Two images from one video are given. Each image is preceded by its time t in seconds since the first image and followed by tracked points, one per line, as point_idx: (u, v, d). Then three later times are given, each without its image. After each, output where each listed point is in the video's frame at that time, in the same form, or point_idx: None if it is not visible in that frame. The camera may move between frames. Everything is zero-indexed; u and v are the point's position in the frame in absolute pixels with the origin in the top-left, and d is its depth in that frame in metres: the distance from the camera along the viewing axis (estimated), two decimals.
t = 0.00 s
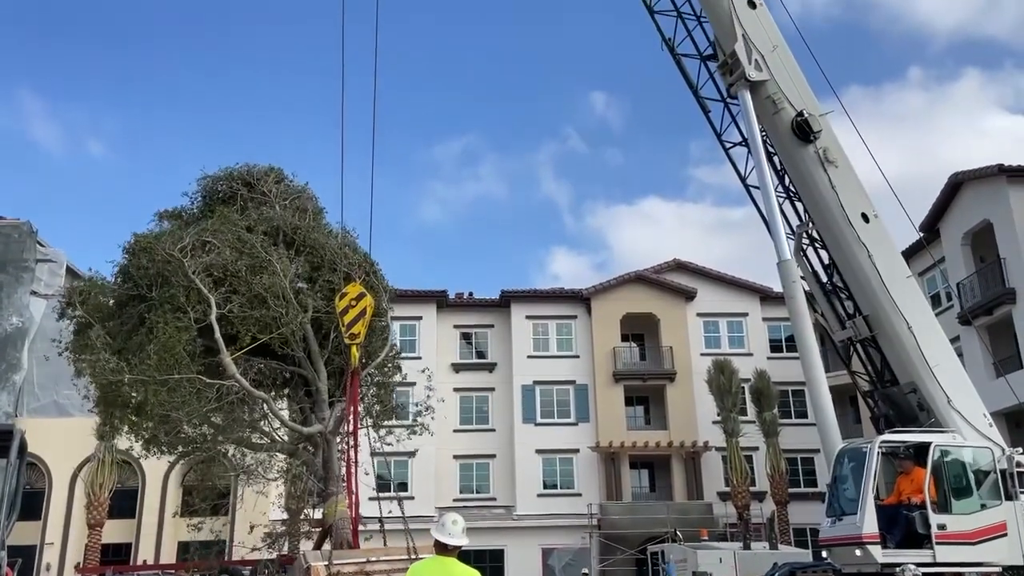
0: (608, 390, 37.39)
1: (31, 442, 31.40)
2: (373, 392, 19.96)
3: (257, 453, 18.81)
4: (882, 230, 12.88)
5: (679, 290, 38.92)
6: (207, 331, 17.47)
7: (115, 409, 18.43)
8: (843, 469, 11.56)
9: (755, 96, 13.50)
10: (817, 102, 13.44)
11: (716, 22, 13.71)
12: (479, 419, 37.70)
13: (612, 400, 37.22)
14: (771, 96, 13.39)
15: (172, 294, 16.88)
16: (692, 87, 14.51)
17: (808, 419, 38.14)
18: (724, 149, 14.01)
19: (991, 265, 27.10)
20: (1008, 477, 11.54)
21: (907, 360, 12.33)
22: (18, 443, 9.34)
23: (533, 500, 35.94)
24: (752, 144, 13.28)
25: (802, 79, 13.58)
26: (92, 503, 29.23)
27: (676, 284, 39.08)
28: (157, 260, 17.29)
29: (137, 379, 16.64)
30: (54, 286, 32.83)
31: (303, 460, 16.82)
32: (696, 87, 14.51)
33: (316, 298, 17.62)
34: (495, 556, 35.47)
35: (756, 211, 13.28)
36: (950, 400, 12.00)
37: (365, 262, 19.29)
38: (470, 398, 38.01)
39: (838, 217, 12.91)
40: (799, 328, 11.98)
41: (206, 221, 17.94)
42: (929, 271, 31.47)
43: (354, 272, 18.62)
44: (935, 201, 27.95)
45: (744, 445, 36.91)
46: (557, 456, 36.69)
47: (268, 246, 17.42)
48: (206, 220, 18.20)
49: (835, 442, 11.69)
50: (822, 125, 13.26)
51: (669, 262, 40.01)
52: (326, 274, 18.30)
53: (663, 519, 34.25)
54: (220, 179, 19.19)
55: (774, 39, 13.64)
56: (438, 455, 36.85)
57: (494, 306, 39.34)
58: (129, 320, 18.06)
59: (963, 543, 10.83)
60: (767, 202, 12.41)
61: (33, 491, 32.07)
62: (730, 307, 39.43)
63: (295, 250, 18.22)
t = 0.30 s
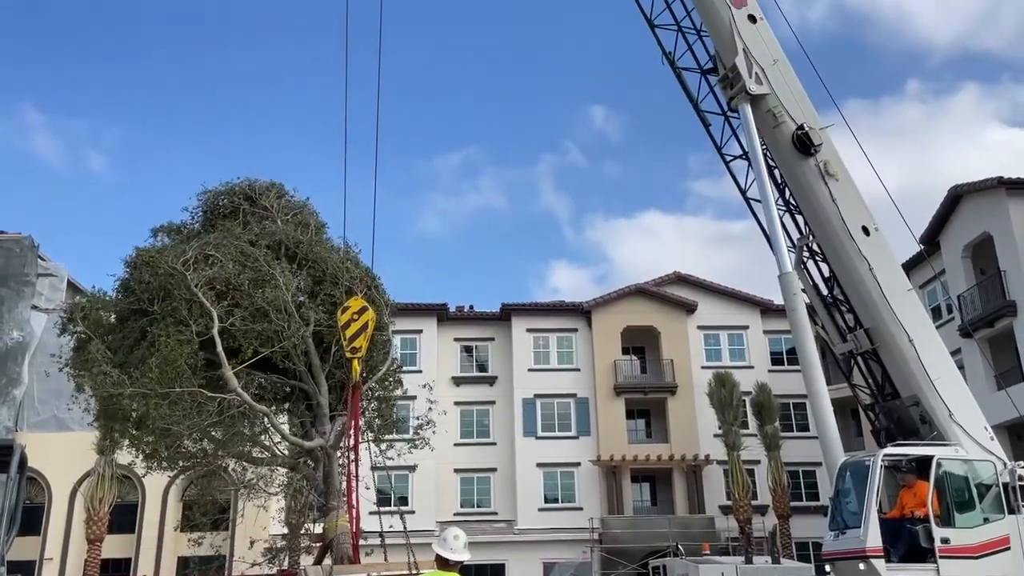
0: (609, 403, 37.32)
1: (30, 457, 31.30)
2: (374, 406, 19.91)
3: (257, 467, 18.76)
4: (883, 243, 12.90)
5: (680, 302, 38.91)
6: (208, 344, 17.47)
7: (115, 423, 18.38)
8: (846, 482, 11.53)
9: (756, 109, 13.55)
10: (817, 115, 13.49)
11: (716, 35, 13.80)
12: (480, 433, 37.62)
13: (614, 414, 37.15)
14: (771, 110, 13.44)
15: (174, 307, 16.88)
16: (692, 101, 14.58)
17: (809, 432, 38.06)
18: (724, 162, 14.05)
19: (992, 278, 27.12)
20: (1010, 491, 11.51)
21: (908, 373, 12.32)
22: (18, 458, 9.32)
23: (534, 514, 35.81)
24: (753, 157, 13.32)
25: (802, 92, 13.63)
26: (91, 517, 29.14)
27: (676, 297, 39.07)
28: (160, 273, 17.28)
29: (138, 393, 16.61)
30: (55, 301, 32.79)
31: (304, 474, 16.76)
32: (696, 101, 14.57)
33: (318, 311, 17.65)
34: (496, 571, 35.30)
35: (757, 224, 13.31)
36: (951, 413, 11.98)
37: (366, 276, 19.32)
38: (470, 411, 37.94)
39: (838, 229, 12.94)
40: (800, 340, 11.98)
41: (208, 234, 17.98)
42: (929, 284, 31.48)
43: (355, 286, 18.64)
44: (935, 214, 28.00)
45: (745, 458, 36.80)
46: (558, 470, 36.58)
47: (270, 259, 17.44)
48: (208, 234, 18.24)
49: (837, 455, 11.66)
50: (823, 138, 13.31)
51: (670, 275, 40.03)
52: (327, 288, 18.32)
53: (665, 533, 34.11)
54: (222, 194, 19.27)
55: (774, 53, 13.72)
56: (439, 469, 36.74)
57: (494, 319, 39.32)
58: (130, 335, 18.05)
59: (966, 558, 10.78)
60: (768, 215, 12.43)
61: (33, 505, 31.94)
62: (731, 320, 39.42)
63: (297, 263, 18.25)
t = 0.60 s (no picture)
0: (610, 418, 37.24)
1: (30, 474, 31.22)
2: (373, 423, 19.88)
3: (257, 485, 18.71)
4: (882, 258, 12.92)
5: (681, 316, 38.90)
6: (208, 362, 17.51)
7: (115, 442, 18.33)
8: (849, 498, 11.49)
9: (755, 124, 13.60)
10: (816, 130, 13.54)
11: (715, 51, 13.88)
12: (480, 448, 37.51)
13: (615, 428, 37.06)
14: (770, 124, 13.49)
15: (173, 327, 16.95)
16: (691, 116, 14.64)
17: (811, 446, 37.96)
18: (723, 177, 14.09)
19: (992, 291, 27.12)
20: (1012, 505, 11.52)
21: (909, 387, 12.30)
22: (18, 475, 9.31)
23: (536, 530, 35.66)
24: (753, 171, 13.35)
25: (801, 108, 13.70)
26: (91, 534, 29.07)
27: (677, 311, 39.08)
28: (159, 294, 17.37)
29: (137, 412, 16.63)
30: (56, 317, 32.77)
31: (303, 492, 16.68)
32: (694, 116, 14.64)
33: (316, 328, 17.69)
34: None
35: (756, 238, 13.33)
36: (952, 428, 11.96)
37: (365, 293, 19.36)
38: (471, 426, 37.86)
39: (838, 244, 12.96)
40: (801, 354, 11.95)
41: (208, 255, 18.10)
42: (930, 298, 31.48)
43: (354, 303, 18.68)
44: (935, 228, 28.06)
45: (747, 473, 36.68)
46: (559, 485, 36.45)
47: (268, 277, 17.52)
48: (208, 255, 18.34)
49: (839, 470, 11.60)
50: (821, 153, 13.36)
51: (670, 289, 40.05)
52: (326, 305, 18.38)
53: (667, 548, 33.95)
54: (222, 217, 19.40)
55: (774, 69, 13.79)
56: (440, 484, 36.62)
57: (495, 334, 39.32)
58: (131, 355, 18.10)
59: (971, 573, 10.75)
60: (767, 230, 12.44)
61: (33, 522, 31.83)
62: (731, 334, 39.40)
63: (296, 282, 18.32)
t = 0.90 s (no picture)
0: (612, 434, 37.13)
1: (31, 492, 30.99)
2: (372, 441, 19.82)
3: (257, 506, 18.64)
4: (883, 274, 12.92)
5: (682, 332, 38.86)
6: (206, 383, 17.55)
7: (114, 466, 18.30)
8: (852, 514, 11.41)
9: (754, 140, 13.64)
10: (815, 147, 13.58)
11: (714, 67, 13.96)
12: (481, 465, 37.37)
13: (616, 445, 36.94)
14: (769, 141, 13.53)
15: (172, 348, 17.00)
16: (691, 133, 14.69)
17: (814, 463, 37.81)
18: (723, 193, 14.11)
19: (993, 307, 27.09)
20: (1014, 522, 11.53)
21: (910, 404, 12.27)
22: (18, 493, 9.29)
23: (538, 548, 35.45)
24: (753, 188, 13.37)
25: (800, 124, 13.75)
26: (90, 552, 28.93)
27: (678, 327, 39.04)
28: (158, 316, 17.41)
29: (136, 434, 16.63)
30: (57, 334, 32.76)
31: (302, 513, 16.59)
32: (694, 133, 14.69)
33: (314, 348, 17.73)
34: None
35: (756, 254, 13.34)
36: (954, 444, 11.92)
37: (362, 314, 19.39)
38: (472, 443, 37.73)
39: (838, 260, 12.96)
40: (802, 370, 11.92)
41: (206, 278, 18.23)
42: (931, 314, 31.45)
43: (352, 324, 18.70)
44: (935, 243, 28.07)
45: (750, 489, 36.53)
46: (561, 502, 36.29)
47: (267, 298, 17.57)
48: (206, 278, 18.41)
49: (841, 486, 11.56)
50: (821, 170, 13.39)
51: (672, 305, 40.02)
52: (324, 326, 18.42)
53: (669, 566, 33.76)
54: (221, 242, 19.55)
55: (773, 86, 13.84)
56: (441, 502, 36.45)
57: (496, 350, 39.28)
58: (130, 380, 18.12)
59: None
60: (767, 246, 12.44)
61: (32, 541, 31.62)
62: (733, 350, 39.34)
63: (294, 303, 18.38)
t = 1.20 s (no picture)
0: (613, 452, 36.96)
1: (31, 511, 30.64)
2: (370, 462, 19.73)
3: (256, 530, 18.54)
4: (883, 291, 12.89)
5: (683, 349, 38.78)
6: (203, 407, 17.68)
7: (113, 491, 18.30)
8: (856, 533, 11.31)
9: (755, 157, 13.66)
10: (815, 164, 13.60)
11: (715, 85, 13.99)
12: (483, 484, 37.18)
13: (618, 463, 36.77)
14: (770, 158, 13.54)
15: (169, 373, 17.19)
16: (690, 150, 14.73)
17: (817, 481, 37.60)
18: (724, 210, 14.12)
19: (995, 324, 27.02)
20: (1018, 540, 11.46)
21: (913, 421, 12.21)
22: (18, 512, 9.24)
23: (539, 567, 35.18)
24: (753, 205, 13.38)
25: (801, 142, 13.77)
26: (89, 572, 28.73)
27: (679, 344, 38.97)
28: (156, 342, 17.72)
29: (133, 459, 16.71)
30: (57, 353, 32.75)
31: (300, 535, 16.44)
32: (693, 150, 14.73)
33: (311, 368, 17.79)
34: None
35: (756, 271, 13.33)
36: (957, 461, 11.83)
37: (358, 336, 19.52)
38: (473, 461, 37.55)
39: (839, 277, 12.94)
40: (805, 388, 11.82)
41: (202, 304, 18.54)
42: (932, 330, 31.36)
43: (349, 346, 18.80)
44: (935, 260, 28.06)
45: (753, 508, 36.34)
46: (563, 521, 36.08)
47: (263, 322, 17.74)
48: (203, 305, 18.65)
49: (844, 505, 11.47)
50: (821, 187, 13.40)
51: (673, 322, 39.96)
52: (320, 348, 18.50)
53: None
54: (218, 270, 19.86)
55: (773, 104, 13.87)
56: (442, 520, 36.23)
57: (497, 368, 39.20)
58: (128, 407, 18.26)
59: None
60: (769, 263, 12.40)
61: (31, 561, 31.20)
62: (735, 367, 39.24)
63: (290, 326, 18.51)
